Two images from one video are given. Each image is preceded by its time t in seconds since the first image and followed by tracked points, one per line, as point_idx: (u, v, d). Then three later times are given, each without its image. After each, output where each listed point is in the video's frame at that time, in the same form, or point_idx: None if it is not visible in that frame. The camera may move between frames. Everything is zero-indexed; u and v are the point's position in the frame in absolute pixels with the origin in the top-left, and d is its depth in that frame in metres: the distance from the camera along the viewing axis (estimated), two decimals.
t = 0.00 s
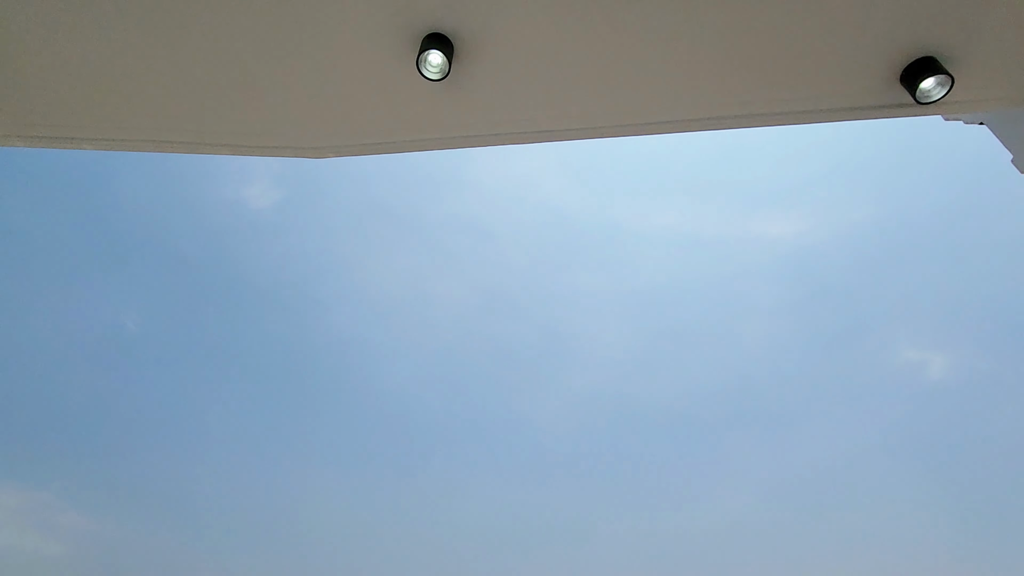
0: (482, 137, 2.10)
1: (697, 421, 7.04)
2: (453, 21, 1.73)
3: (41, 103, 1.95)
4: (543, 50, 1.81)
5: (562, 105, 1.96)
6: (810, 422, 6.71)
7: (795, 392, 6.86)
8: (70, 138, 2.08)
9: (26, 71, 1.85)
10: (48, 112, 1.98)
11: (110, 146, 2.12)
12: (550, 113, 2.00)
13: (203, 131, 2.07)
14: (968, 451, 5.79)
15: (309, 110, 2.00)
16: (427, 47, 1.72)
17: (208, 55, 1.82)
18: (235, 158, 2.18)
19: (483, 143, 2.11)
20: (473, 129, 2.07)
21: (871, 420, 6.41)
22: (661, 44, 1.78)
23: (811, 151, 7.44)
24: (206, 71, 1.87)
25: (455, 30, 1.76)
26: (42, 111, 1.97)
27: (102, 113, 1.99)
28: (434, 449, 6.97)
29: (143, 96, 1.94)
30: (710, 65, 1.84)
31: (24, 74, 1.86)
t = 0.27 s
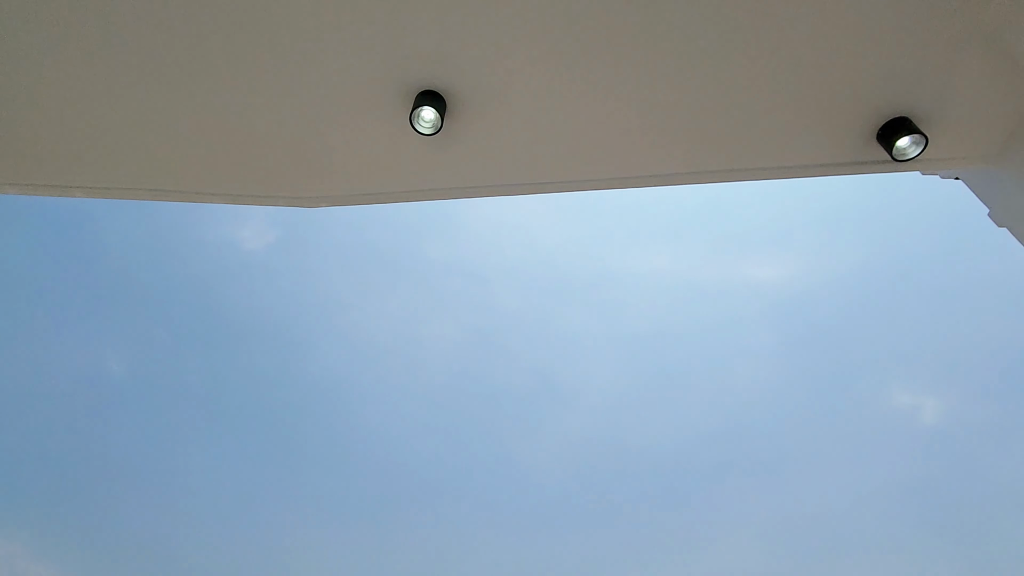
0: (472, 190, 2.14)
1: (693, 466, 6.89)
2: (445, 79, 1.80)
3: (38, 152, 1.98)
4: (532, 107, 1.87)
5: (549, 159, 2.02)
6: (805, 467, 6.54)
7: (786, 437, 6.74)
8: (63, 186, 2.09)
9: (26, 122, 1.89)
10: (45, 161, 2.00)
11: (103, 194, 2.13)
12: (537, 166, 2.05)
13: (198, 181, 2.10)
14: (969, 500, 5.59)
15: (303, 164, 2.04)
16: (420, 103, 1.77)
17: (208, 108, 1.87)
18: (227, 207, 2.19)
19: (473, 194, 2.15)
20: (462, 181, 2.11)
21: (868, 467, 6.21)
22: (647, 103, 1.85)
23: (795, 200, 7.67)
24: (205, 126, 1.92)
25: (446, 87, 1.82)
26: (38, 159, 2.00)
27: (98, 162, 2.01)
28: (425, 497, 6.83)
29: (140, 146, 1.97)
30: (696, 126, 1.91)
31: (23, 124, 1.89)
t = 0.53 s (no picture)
0: (463, 226, 2.20)
1: (689, 503, 6.76)
2: (439, 121, 1.90)
3: (38, 188, 2.02)
4: (521, 148, 1.98)
5: (538, 195, 2.10)
6: (803, 504, 6.43)
7: (782, 473, 6.65)
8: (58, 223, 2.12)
9: (30, 158, 1.94)
10: (44, 197, 2.04)
11: (98, 230, 2.15)
12: (527, 203, 2.12)
13: (195, 219, 2.14)
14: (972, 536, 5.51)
15: (300, 203, 2.10)
16: (415, 145, 1.85)
17: (209, 148, 1.94)
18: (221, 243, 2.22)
19: (464, 231, 2.21)
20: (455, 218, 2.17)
21: (865, 505, 6.12)
22: (628, 145, 1.97)
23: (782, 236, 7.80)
24: (205, 163, 1.98)
25: (441, 129, 1.93)
26: (37, 196, 2.03)
27: (96, 198, 2.05)
28: (416, 537, 6.67)
29: (140, 182, 2.02)
30: (674, 165, 2.03)
31: (27, 160, 1.95)
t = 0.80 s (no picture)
0: (457, 250, 2.20)
1: (684, 531, 6.66)
2: (435, 147, 1.93)
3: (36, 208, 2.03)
4: (515, 174, 2.00)
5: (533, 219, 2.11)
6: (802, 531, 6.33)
7: (780, 499, 6.56)
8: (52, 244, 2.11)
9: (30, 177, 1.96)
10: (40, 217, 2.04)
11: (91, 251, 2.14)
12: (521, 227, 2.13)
13: (188, 242, 2.14)
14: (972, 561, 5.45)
15: (294, 226, 2.11)
16: (410, 171, 1.87)
17: (206, 170, 1.96)
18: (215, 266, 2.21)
19: (459, 255, 2.21)
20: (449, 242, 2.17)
21: (862, 532, 6.03)
22: (621, 171, 2.00)
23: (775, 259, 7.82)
24: (202, 184, 2.00)
25: (436, 155, 1.95)
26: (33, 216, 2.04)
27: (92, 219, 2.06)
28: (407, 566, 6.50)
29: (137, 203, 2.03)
30: (666, 191, 2.06)
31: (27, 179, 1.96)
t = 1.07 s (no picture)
0: (455, 266, 2.20)
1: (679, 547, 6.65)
2: (432, 164, 1.95)
3: (31, 222, 2.02)
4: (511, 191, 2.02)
5: (530, 236, 2.12)
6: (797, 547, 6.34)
7: (776, 515, 6.55)
8: (48, 258, 2.10)
9: (26, 192, 1.95)
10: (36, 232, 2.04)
11: (87, 267, 2.14)
12: (518, 243, 2.14)
13: (185, 258, 2.13)
14: None
15: (292, 241, 2.11)
16: (407, 188, 1.89)
17: (202, 186, 1.96)
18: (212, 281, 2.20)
19: (456, 271, 2.21)
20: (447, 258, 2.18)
21: (857, 550, 6.02)
22: (615, 188, 2.02)
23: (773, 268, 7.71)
24: (198, 199, 1.99)
25: (433, 171, 1.97)
26: (29, 231, 2.03)
27: (88, 235, 2.05)
28: None
29: (132, 219, 2.02)
30: (662, 207, 2.07)
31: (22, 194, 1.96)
